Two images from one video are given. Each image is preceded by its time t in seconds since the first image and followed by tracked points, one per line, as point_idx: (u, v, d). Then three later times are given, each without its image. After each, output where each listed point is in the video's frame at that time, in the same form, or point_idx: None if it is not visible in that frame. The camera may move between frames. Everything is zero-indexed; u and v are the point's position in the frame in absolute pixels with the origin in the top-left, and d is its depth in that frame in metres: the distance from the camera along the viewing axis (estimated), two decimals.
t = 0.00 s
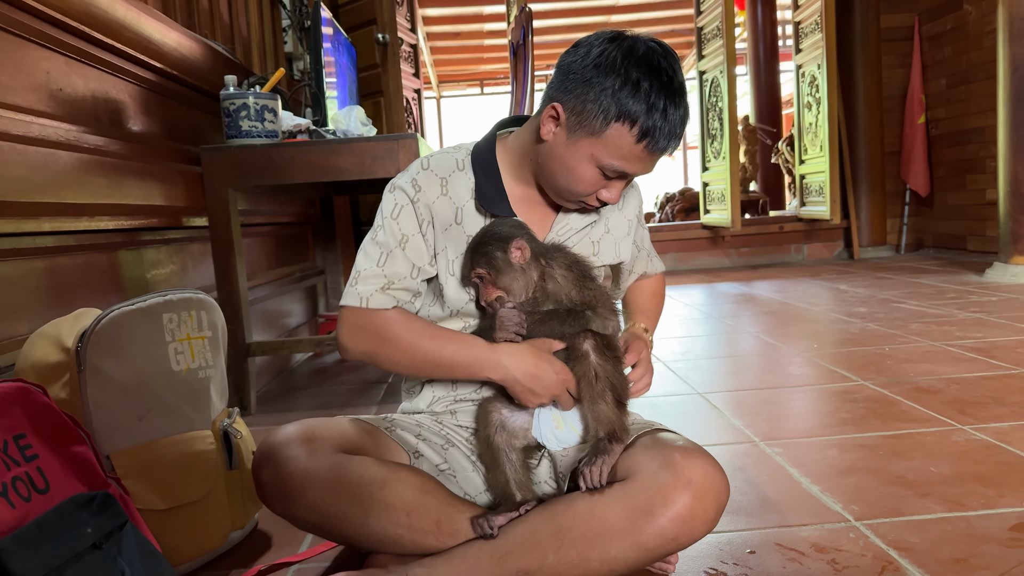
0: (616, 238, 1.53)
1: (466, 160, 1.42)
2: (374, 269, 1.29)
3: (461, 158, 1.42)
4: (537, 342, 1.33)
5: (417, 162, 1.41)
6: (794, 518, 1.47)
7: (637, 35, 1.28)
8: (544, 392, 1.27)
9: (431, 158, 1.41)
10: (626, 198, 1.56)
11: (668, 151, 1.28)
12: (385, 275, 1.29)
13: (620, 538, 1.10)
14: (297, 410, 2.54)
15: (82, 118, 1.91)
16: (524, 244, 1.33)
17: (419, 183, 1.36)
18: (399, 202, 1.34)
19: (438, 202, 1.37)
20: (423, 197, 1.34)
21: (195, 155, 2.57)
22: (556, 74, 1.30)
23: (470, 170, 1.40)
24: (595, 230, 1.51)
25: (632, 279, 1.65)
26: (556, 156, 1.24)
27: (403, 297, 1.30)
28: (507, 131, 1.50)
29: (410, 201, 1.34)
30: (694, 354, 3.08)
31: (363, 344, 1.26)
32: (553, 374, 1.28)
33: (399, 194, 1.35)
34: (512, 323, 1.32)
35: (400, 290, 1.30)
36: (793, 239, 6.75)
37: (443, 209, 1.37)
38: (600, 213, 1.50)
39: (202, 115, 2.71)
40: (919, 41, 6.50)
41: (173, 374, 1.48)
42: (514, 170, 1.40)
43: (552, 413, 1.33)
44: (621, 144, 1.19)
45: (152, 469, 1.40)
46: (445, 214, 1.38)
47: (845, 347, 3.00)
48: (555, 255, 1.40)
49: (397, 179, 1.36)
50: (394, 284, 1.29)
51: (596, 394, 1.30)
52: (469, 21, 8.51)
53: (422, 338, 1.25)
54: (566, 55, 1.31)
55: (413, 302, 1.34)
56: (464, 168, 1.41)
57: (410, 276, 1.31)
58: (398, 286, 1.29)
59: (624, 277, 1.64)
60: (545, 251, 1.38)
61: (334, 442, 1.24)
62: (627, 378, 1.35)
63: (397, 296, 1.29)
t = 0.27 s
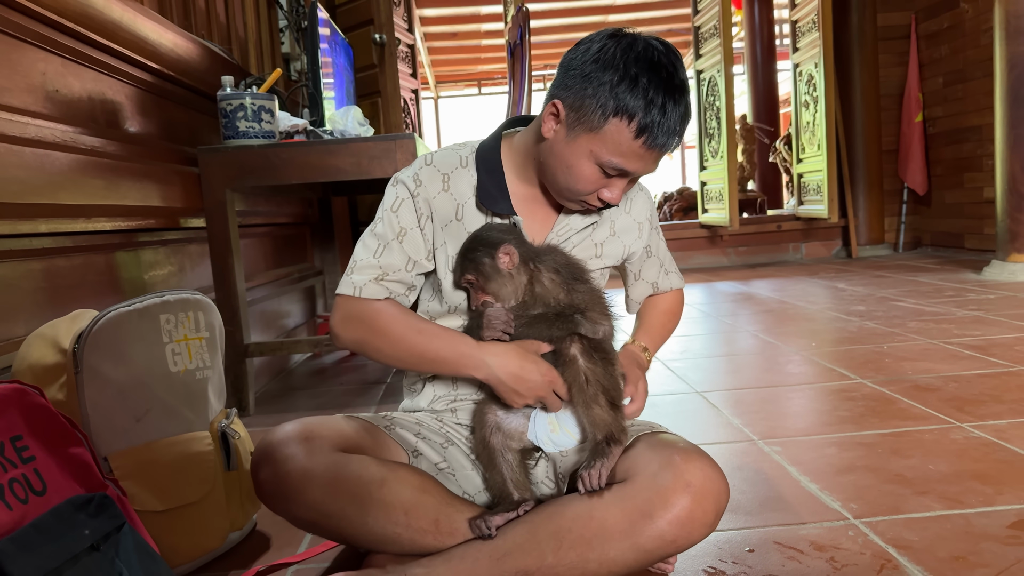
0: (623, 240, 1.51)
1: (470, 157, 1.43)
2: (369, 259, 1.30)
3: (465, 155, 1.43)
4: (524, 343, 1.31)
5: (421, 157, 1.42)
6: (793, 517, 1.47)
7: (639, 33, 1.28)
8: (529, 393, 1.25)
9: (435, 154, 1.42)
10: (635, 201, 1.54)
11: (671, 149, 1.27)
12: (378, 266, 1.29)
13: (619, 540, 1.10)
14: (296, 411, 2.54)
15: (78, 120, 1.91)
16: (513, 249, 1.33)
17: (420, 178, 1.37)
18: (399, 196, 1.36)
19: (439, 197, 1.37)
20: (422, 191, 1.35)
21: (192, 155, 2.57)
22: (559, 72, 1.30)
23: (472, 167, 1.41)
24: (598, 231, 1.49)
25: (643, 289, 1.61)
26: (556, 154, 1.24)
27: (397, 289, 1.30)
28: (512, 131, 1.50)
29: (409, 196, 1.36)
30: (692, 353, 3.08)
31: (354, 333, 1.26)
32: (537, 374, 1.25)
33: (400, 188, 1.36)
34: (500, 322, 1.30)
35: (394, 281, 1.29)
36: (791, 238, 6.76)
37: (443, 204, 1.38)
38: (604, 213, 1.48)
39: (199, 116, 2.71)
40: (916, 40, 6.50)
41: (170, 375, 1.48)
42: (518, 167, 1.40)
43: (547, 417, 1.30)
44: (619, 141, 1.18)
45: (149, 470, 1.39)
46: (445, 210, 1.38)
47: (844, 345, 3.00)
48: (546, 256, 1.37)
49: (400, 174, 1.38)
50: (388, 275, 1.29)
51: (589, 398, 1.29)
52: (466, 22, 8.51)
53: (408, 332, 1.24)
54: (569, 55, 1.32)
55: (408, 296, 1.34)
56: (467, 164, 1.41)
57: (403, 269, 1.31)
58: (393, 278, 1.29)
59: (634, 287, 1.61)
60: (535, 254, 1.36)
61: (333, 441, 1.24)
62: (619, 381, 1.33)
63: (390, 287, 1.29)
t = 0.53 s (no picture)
0: (621, 237, 1.51)
1: (466, 159, 1.43)
2: (363, 263, 1.31)
3: (461, 158, 1.43)
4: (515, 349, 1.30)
5: (417, 161, 1.43)
6: (791, 515, 1.47)
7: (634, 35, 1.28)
8: (521, 400, 1.24)
9: (430, 158, 1.42)
10: (632, 196, 1.54)
11: (668, 151, 1.26)
12: (372, 270, 1.30)
13: (617, 540, 1.10)
14: (294, 411, 2.54)
15: (74, 120, 1.90)
16: (508, 251, 1.33)
17: (415, 182, 1.38)
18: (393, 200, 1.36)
19: (434, 201, 1.38)
20: (417, 196, 1.36)
21: (189, 156, 2.57)
22: (555, 75, 1.30)
23: (468, 169, 1.41)
24: (594, 230, 1.49)
25: (640, 285, 1.62)
26: (553, 158, 1.24)
27: (390, 294, 1.31)
28: (507, 132, 1.49)
29: (404, 200, 1.36)
30: (690, 352, 3.08)
31: (344, 337, 1.27)
32: (529, 380, 1.25)
33: (395, 192, 1.37)
34: (489, 334, 1.29)
35: (387, 285, 1.30)
36: (789, 237, 6.76)
37: (438, 207, 1.38)
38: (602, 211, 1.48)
39: (196, 116, 2.70)
40: (913, 39, 6.51)
41: (168, 376, 1.48)
42: (514, 171, 1.40)
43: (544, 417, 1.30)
44: (616, 145, 1.18)
45: (145, 472, 1.39)
46: (441, 214, 1.39)
47: (841, 343, 3.00)
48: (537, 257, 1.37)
49: (395, 178, 1.39)
50: (382, 279, 1.30)
51: (585, 399, 1.29)
52: (464, 22, 8.51)
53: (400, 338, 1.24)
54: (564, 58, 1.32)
55: (401, 300, 1.35)
56: (463, 167, 1.41)
57: (397, 273, 1.32)
58: (386, 282, 1.30)
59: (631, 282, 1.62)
60: (528, 256, 1.36)
61: (329, 442, 1.24)
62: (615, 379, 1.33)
63: (383, 291, 1.30)
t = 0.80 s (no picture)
0: (614, 235, 1.52)
1: (457, 162, 1.42)
2: (355, 271, 1.34)
3: (451, 162, 1.42)
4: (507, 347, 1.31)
5: (408, 166, 1.43)
6: (789, 514, 1.48)
7: (622, 36, 1.28)
8: (519, 395, 1.27)
9: (421, 162, 1.42)
10: (624, 195, 1.55)
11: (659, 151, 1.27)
12: (363, 279, 1.33)
13: (614, 538, 1.10)
14: (292, 411, 2.53)
15: (71, 121, 1.90)
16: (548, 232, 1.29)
17: (405, 188, 1.38)
18: (384, 207, 1.38)
19: (425, 207, 1.37)
20: (406, 203, 1.36)
21: (186, 156, 2.56)
22: (543, 77, 1.30)
23: (460, 173, 1.40)
24: (589, 229, 1.48)
25: (624, 284, 1.60)
26: (544, 162, 1.24)
27: (382, 301, 1.34)
28: (497, 133, 1.48)
29: (394, 208, 1.37)
30: (688, 351, 3.09)
31: (337, 346, 1.32)
32: (522, 376, 1.26)
33: (385, 199, 1.38)
34: (479, 355, 1.26)
35: (379, 292, 1.34)
36: (786, 236, 6.77)
37: (430, 212, 1.37)
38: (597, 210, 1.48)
39: (193, 116, 2.70)
40: (910, 38, 6.52)
41: (164, 376, 1.47)
42: (508, 175, 1.38)
43: (549, 413, 1.32)
44: (608, 147, 1.18)
45: (142, 473, 1.39)
46: (433, 219, 1.37)
47: (839, 342, 3.01)
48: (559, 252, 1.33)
49: (386, 184, 1.40)
50: (373, 287, 1.33)
51: (589, 395, 1.31)
52: (461, 21, 8.51)
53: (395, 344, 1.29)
54: (552, 61, 1.31)
55: (394, 306, 1.38)
56: (454, 172, 1.40)
57: (388, 281, 1.35)
58: (377, 290, 1.33)
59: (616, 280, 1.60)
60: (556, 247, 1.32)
61: (326, 443, 1.24)
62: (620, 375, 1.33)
63: (374, 298, 1.33)
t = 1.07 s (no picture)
0: (610, 236, 1.52)
1: (452, 163, 1.42)
2: (352, 274, 1.33)
3: (447, 162, 1.42)
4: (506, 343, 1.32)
5: (403, 168, 1.42)
6: (784, 513, 1.48)
7: (610, 42, 1.28)
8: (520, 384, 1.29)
9: (417, 164, 1.42)
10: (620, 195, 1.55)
11: (648, 157, 1.27)
12: (360, 280, 1.33)
13: (610, 538, 1.10)
14: (289, 412, 2.53)
15: (66, 122, 1.90)
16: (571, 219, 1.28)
17: (401, 190, 1.38)
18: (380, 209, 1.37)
19: (421, 209, 1.38)
20: (403, 206, 1.36)
21: (182, 157, 2.56)
22: (531, 84, 1.30)
23: (455, 175, 1.40)
24: (584, 232, 1.48)
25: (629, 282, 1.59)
26: (532, 168, 1.24)
27: (380, 302, 1.34)
28: (493, 132, 1.47)
29: (390, 210, 1.37)
30: (684, 351, 3.09)
31: (335, 348, 1.31)
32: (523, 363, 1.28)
33: (381, 201, 1.38)
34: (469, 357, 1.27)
35: (377, 294, 1.33)
36: (783, 236, 6.78)
37: (426, 214, 1.38)
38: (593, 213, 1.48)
39: (189, 117, 2.70)
40: (906, 37, 6.53)
41: (160, 378, 1.47)
42: (503, 176, 1.36)
43: (551, 405, 1.35)
44: (595, 154, 1.18)
45: (139, 473, 1.39)
46: (430, 221, 1.37)
47: (835, 341, 3.01)
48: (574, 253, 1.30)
49: (381, 187, 1.40)
50: (371, 289, 1.33)
51: (601, 380, 1.34)
52: (458, 21, 8.50)
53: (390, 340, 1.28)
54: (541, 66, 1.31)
55: (392, 308, 1.38)
56: (450, 172, 1.40)
57: (386, 283, 1.34)
58: (375, 291, 1.33)
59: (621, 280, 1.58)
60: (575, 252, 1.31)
61: (321, 444, 1.24)
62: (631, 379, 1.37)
63: (372, 300, 1.33)
